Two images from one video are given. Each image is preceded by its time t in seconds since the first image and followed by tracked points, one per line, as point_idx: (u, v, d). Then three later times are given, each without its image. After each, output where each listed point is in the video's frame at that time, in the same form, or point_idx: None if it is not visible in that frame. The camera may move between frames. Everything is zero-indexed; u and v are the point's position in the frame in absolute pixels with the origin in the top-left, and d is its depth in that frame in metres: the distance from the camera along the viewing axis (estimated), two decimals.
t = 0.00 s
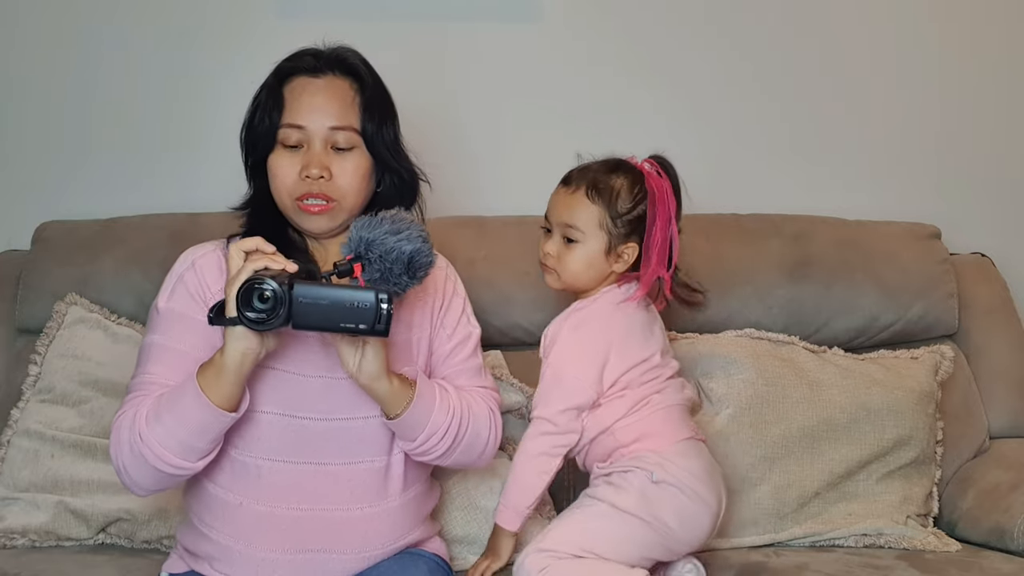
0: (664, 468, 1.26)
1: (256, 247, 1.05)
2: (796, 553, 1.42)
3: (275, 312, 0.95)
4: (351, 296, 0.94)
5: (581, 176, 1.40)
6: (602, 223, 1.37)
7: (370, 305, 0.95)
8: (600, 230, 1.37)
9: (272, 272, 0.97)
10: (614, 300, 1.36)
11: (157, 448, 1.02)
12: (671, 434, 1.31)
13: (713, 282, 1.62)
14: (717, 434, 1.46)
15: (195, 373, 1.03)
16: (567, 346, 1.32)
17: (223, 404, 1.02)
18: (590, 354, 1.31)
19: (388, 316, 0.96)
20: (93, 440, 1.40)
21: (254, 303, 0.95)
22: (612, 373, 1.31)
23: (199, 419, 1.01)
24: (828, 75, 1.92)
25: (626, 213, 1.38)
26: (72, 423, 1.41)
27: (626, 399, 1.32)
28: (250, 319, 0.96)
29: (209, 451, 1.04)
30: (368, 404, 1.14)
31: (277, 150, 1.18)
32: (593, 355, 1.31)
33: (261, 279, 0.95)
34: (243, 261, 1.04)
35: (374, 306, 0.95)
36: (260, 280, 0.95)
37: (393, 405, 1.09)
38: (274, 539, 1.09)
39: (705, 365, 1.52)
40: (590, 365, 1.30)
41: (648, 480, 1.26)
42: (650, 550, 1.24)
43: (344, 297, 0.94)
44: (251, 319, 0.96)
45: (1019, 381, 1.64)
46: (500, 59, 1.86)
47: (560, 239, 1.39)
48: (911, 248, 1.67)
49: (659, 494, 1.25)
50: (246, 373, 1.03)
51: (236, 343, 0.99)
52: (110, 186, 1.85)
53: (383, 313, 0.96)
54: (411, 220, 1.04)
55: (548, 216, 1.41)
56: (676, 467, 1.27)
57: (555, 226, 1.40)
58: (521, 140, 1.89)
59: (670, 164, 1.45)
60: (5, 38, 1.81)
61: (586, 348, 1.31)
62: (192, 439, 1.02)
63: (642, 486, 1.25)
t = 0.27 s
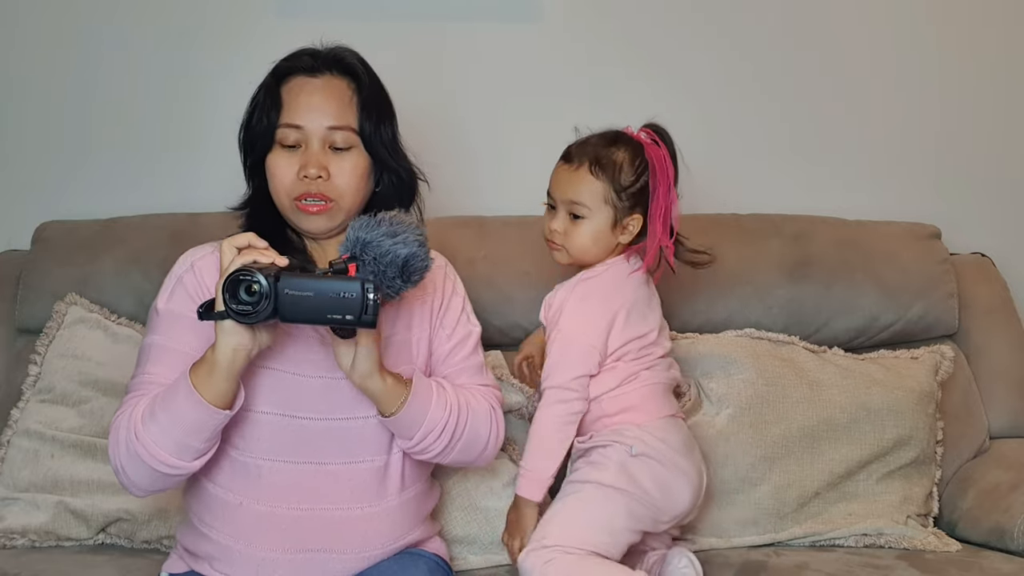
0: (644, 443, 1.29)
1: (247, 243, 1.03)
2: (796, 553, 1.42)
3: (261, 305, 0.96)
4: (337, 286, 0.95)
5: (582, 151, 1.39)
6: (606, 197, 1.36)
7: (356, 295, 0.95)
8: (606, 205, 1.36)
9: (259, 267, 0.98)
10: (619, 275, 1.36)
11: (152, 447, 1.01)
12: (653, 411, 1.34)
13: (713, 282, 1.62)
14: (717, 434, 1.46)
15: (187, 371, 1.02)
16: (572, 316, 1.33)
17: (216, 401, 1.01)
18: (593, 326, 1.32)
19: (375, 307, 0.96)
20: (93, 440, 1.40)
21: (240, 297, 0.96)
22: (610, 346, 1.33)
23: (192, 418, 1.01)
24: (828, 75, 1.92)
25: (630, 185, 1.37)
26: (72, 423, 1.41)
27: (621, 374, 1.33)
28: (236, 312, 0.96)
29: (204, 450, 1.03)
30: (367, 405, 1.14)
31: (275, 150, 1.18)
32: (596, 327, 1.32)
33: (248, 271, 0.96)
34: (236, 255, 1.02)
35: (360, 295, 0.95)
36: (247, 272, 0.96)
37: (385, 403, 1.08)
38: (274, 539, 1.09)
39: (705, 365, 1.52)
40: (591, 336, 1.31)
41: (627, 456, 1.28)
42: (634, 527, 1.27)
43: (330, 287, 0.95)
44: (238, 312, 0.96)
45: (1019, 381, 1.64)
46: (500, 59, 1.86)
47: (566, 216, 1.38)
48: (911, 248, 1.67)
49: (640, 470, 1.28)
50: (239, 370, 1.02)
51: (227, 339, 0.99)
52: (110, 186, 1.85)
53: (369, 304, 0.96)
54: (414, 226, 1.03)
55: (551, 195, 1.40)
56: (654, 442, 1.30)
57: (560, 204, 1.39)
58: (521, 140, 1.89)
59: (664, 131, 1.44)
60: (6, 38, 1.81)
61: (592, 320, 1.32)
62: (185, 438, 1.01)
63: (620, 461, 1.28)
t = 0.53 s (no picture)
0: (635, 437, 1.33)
1: (252, 247, 1.04)
2: (796, 553, 1.42)
3: (262, 307, 0.95)
4: (339, 292, 0.95)
5: (593, 149, 1.43)
6: (623, 191, 1.40)
7: (358, 302, 0.94)
8: (624, 201, 1.40)
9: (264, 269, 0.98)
10: (629, 271, 1.40)
11: (145, 447, 1.01)
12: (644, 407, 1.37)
13: (713, 282, 1.62)
14: (717, 434, 1.46)
15: (184, 372, 1.02)
16: (574, 308, 1.36)
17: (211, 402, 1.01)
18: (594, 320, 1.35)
19: (376, 314, 0.96)
20: (93, 440, 1.40)
21: (242, 297, 0.96)
22: (611, 339, 1.37)
23: (187, 418, 1.00)
24: (828, 75, 1.92)
25: (643, 181, 1.42)
26: (72, 423, 1.40)
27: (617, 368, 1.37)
28: (237, 312, 0.96)
29: (196, 452, 1.03)
30: (368, 404, 1.14)
31: (276, 149, 1.18)
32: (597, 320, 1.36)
33: (251, 271, 0.96)
34: (241, 255, 1.02)
35: (362, 302, 0.94)
36: (250, 272, 0.96)
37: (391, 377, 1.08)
38: (275, 538, 1.09)
39: (706, 365, 1.53)
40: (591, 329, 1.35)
41: (616, 450, 1.32)
42: (626, 522, 1.30)
43: (332, 292, 0.95)
44: (239, 312, 0.96)
45: (1019, 381, 1.64)
46: (500, 59, 1.86)
47: (581, 212, 1.41)
48: (911, 248, 1.67)
49: (630, 464, 1.31)
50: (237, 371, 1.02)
51: (226, 338, 0.98)
52: (110, 186, 1.85)
53: (371, 312, 0.95)
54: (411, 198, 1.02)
55: (564, 193, 1.42)
56: (644, 436, 1.34)
57: (574, 202, 1.41)
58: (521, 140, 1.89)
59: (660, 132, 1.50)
60: (5, 38, 1.81)
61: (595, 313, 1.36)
62: (179, 438, 1.01)
63: (609, 455, 1.31)
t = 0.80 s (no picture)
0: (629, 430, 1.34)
1: (256, 249, 1.03)
2: (795, 553, 1.42)
3: (272, 312, 0.95)
4: (348, 296, 0.96)
5: (596, 148, 1.43)
6: (625, 190, 1.41)
7: (367, 306, 0.96)
8: (625, 199, 1.41)
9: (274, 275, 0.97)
10: (627, 268, 1.41)
11: (155, 448, 1.01)
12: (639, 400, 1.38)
13: (713, 282, 1.62)
14: (717, 434, 1.47)
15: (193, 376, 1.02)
16: (573, 299, 1.38)
17: (220, 406, 1.01)
18: (592, 311, 1.37)
19: (384, 319, 0.98)
20: (93, 440, 1.40)
21: (250, 304, 0.95)
22: (610, 331, 1.38)
23: (195, 419, 1.00)
24: (828, 75, 1.92)
25: (645, 180, 1.42)
26: (72, 423, 1.40)
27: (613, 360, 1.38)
28: (245, 319, 0.95)
29: (206, 454, 1.03)
30: (369, 401, 1.14)
31: (276, 149, 1.18)
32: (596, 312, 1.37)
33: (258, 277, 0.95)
34: (244, 260, 1.02)
35: (371, 306, 0.97)
36: (258, 278, 0.95)
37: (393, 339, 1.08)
38: (276, 537, 1.09)
39: (706, 365, 1.53)
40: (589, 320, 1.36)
41: (610, 443, 1.33)
42: (618, 516, 1.30)
43: (341, 297, 0.96)
44: (247, 319, 0.95)
45: (1019, 381, 1.64)
46: (500, 59, 1.86)
47: (584, 210, 1.41)
48: (910, 248, 1.67)
49: (623, 457, 1.32)
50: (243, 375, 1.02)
51: (233, 345, 0.98)
52: (110, 186, 1.85)
53: (379, 316, 0.97)
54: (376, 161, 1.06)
55: (567, 192, 1.43)
56: (638, 430, 1.35)
57: (577, 200, 1.42)
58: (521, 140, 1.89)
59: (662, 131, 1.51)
60: (5, 38, 1.81)
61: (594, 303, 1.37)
62: (188, 440, 1.01)
63: (603, 448, 1.32)
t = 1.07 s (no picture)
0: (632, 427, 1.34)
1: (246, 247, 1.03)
2: (795, 553, 1.42)
3: (268, 313, 0.94)
4: (345, 294, 0.95)
5: (600, 153, 1.46)
6: (628, 193, 1.43)
7: (365, 302, 0.95)
8: (628, 202, 1.43)
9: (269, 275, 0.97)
10: (632, 269, 1.43)
11: (161, 451, 1.01)
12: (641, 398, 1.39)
13: (713, 282, 1.62)
14: (717, 434, 1.47)
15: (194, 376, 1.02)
16: (579, 296, 1.39)
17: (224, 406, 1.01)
18: (597, 308, 1.38)
19: (383, 314, 0.97)
20: (93, 440, 1.40)
21: (246, 305, 0.95)
22: (615, 329, 1.39)
23: (201, 420, 1.01)
24: (828, 75, 1.92)
25: (648, 184, 1.45)
26: (72, 423, 1.40)
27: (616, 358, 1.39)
28: (242, 321, 0.95)
29: (212, 454, 1.04)
30: (369, 399, 1.14)
31: (276, 147, 1.18)
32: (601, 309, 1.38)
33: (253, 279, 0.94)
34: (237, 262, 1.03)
35: (369, 303, 0.96)
36: (252, 280, 0.94)
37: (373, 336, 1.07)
38: (276, 536, 1.09)
39: (706, 365, 1.53)
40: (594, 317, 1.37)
41: (613, 440, 1.33)
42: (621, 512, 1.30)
43: (338, 295, 0.95)
44: (243, 321, 0.95)
45: (1019, 381, 1.64)
46: (501, 60, 1.86)
47: (589, 214, 1.44)
48: (911, 248, 1.67)
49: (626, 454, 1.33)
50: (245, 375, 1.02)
51: (234, 345, 0.98)
52: (110, 186, 1.85)
53: (377, 311, 0.96)
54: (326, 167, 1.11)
55: (571, 197, 1.45)
56: (641, 428, 1.35)
57: (581, 204, 1.44)
58: (521, 140, 1.89)
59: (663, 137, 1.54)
60: (6, 37, 1.81)
61: (598, 301, 1.38)
62: (194, 440, 1.01)
63: (606, 445, 1.32)
